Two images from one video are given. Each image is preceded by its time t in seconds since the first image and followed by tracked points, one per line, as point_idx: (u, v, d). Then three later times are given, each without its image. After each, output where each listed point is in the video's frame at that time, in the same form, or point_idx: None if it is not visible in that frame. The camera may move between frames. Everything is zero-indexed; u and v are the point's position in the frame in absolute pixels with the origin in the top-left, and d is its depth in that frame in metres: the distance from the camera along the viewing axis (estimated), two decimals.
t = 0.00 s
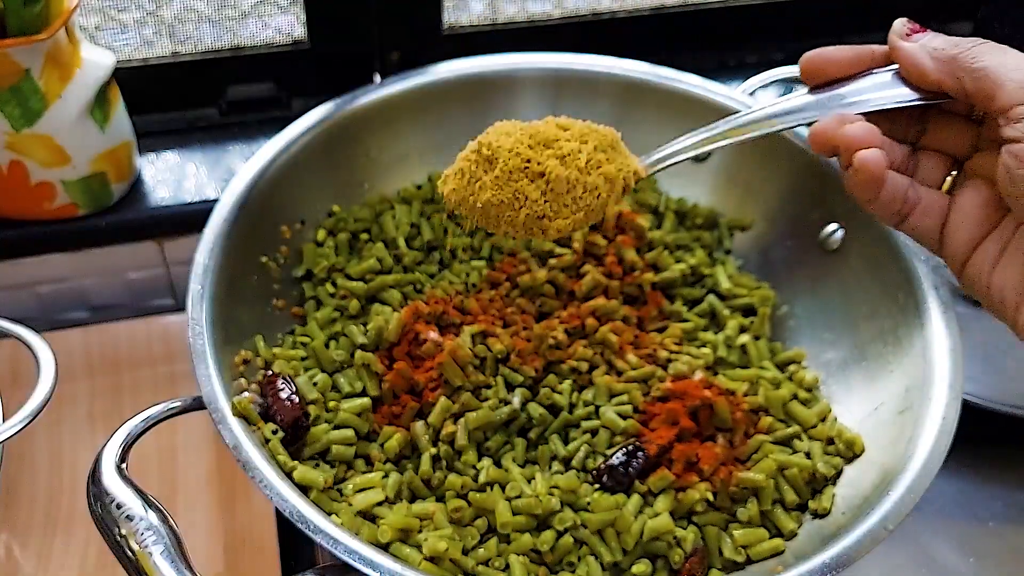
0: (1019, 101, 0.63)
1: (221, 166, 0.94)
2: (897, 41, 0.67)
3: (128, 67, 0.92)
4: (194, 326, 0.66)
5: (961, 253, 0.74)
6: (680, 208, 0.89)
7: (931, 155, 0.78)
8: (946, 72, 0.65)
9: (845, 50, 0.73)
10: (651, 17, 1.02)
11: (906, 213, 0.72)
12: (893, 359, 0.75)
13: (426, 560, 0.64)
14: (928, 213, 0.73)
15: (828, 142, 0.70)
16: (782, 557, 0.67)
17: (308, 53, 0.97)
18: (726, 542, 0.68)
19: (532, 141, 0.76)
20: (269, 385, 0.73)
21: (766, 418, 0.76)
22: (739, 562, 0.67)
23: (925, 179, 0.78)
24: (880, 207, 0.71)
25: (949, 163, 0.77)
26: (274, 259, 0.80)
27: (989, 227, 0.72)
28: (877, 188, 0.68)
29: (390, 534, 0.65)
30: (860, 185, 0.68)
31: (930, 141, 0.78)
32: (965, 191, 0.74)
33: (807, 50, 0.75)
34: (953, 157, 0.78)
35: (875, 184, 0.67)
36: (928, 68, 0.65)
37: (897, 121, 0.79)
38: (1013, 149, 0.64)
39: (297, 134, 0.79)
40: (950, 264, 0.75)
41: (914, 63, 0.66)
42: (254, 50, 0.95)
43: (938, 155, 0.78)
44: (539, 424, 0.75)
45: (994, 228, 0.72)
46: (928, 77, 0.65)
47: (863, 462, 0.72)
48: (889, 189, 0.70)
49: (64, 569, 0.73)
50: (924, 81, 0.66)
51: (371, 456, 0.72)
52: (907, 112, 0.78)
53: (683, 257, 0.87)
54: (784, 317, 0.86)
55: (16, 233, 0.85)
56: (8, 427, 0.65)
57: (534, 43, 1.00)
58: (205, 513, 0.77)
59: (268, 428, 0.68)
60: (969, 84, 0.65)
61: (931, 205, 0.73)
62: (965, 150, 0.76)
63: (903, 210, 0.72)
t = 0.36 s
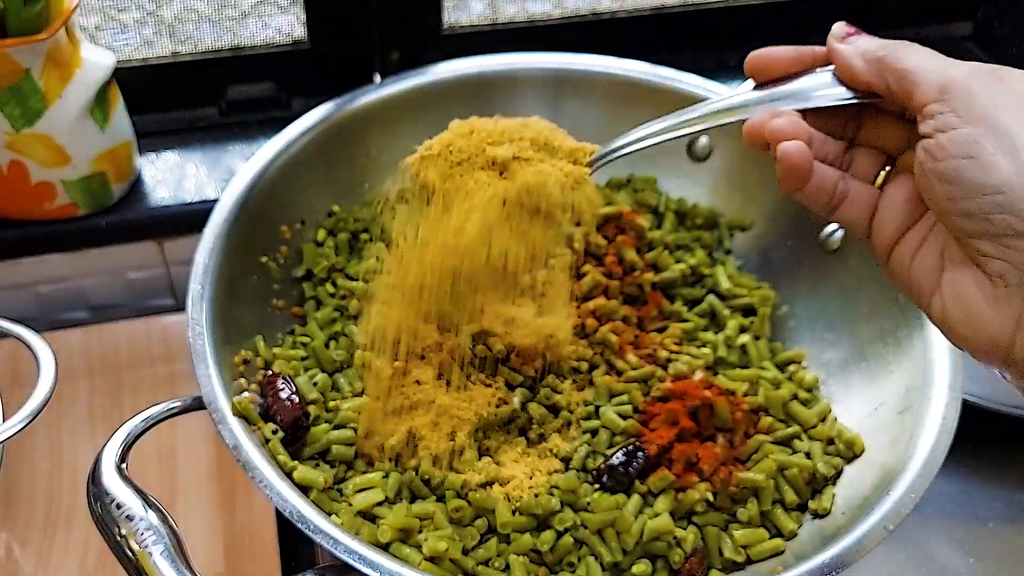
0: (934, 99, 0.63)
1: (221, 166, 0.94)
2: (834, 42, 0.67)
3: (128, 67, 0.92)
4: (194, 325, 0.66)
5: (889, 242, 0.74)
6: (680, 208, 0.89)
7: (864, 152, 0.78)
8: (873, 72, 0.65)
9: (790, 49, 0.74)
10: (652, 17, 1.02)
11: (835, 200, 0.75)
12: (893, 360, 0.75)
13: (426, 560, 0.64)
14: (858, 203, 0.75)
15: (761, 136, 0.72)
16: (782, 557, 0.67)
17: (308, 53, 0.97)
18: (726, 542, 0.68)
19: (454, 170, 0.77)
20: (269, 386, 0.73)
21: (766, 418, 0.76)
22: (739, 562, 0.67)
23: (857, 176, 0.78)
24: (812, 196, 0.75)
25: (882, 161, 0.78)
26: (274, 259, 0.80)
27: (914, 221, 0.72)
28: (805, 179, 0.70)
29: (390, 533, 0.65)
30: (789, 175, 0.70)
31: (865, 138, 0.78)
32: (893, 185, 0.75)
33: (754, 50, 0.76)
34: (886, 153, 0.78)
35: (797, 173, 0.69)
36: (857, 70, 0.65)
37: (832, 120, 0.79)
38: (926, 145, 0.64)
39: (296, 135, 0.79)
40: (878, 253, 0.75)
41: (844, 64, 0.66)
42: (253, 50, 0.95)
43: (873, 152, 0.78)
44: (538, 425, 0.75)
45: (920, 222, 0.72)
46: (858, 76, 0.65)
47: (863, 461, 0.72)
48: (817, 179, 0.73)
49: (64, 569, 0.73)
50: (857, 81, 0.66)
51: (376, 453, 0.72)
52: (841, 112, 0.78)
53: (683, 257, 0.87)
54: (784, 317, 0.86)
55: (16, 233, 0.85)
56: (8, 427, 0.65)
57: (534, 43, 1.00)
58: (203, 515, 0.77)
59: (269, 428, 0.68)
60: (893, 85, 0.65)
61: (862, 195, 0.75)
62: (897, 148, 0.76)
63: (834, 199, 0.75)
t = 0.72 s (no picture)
0: (900, 52, 0.64)
1: (221, 166, 0.94)
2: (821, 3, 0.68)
3: (129, 68, 0.92)
4: (194, 325, 0.66)
5: (860, 191, 0.77)
6: (680, 208, 0.89)
7: (846, 108, 0.82)
8: (853, 31, 0.66)
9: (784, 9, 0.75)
10: (651, 17, 1.03)
11: (814, 148, 0.77)
12: (893, 360, 0.75)
13: (426, 560, 0.64)
14: (835, 154, 0.78)
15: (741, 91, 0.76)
16: (783, 557, 0.67)
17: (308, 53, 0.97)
18: (726, 542, 0.68)
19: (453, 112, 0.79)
20: (269, 386, 0.73)
21: (766, 418, 0.76)
22: (739, 562, 0.67)
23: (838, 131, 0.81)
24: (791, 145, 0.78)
25: (862, 119, 0.81)
26: (274, 259, 0.80)
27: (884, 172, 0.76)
28: (780, 125, 0.73)
29: (389, 533, 0.65)
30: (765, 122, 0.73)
31: (850, 94, 0.81)
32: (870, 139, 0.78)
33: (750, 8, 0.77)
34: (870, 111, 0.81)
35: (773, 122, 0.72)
36: (839, 27, 0.66)
37: (820, 75, 0.82)
38: (889, 95, 0.65)
39: (296, 135, 0.79)
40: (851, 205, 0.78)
41: (826, 22, 0.67)
42: (254, 50, 0.95)
43: (855, 110, 0.81)
44: (538, 424, 0.75)
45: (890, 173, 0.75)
46: (840, 35, 0.66)
47: (863, 462, 0.72)
48: (794, 127, 0.76)
49: (63, 570, 0.73)
50: (838, 39, 0.67)
51: (377, 449, 0.72)
52: (827, 69, 0.81)
53: (683, 257, 0.87)
54: (785, 317, 0.86)
55: (16, 233, 0.85)
56: (8, 427, 0.65)
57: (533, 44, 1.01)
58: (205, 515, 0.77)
59: (269, 428, 0.68)
60: (870, 44, 0.66)
61: (839, 147, 0.78)
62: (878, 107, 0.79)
63: (811, 149, 0.78)
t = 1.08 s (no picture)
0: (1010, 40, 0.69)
1: (226, 168, 0.96)
2: None
3: (134, 71, 0.94)
4: (199, 324, 0.67)
5: (966, 181, 0.80)
6: (677, 210, 0.91)
7: (951, 97, 0.83)
8: (958, 23, 0.69)
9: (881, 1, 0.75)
10: (647, 21, 1.05)
11: (917, 143, 0.82)
12: (887, 360, 0.76)
13: (427, 555, 0.65)
14: (937, 145, 0.81)
15: (850, 80, 0.80)
16: (778, 553, 0.68)
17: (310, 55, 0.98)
18: (722, 538, 0.69)
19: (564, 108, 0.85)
20: (274, 385, 0.73)
21: (762, 416, 0.77)
22: (735, 558, 0.69)
23: (944, 120, 0.83)
24: (893, 137, 0.83)
25: (967, 107, 0.82)
26: (278, 260, 0.81)
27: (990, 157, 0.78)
28: (886, 116, 0.80)
29: (392, 530, 0.66)
30: (873, 115, 0.81)
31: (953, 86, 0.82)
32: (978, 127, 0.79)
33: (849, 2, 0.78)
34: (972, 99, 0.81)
35: (883, 114, 0.80)
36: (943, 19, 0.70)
37: (920, 65, 0.83)
38: (1001, 85, 0.70)
39: (301, 138, 0.80)
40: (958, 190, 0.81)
41: (929, 16, 0.71)
42: (257, 53, 0.97)
43: (957, 101, 0.83)
44: (538, 422, 0.76)
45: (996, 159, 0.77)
46: (944, 28, 0.70)
47: (857, 459, 0.73)
48: (900, 121, 0.81)
49: (70, 568, 0.74)
50: (941, 31, 0.70)
51: (379, 446, 0.73)
52: (929, 62, 0.82)
53: (681, 258, 0.88)
54: (779, 317, 0.87)
55: (21, 235, 0.86)
56: (14, 426, 0.66)
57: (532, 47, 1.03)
58: (209, 512, 0.78)
59: (274, 425, 0.69)
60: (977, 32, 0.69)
61: (942, 136, 0.81)
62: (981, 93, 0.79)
63: (913, 140, 0.82)
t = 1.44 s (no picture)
0: None
1: (226, 168, 0.96)
2: None
3: (134, 70, 0.94)
4: (199, 324, 0.67)
5: None
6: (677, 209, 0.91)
7: None
8: None
9: None
10: (647, 21, 1.05)
11: None
12: (887, 360, 0.76)
13: (427, 555, 0.65)
14: None
15: None
16: (777, 552, 0.68)
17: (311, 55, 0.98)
18: (723, 538, 0.69)
19: (684, 213, 0.84)
20: (274, 384, 0.74)
21: (762, 416, 0.77)
22: (735, 557, 0.69)
23: None
24: None
25: None
26: (278, 260, 0.81)
27: None
28: None
29: (392, 530, 0.66)
30: None
31: None
32: None
33: None
34: None
35: None
36: None
37: None
38: None
39: (301, 138, 0.80)
40: None
41: None
42: (257, 53, 0.97)
43: None
44: (539, 421, 0.76)
45: None
46: None
47: (857, 459, 0.73)
48: None
49: (70, 568, 0.74)
50: None
51: (379, 447, 0.73)
52: None
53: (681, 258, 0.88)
54: (779, 317, 0.88)
55: (21, 234, 0.86)
56: (14, 425, 0.66)
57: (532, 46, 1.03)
58: (209, 512, 0.78)
59: (274, 425, 0.69)
60: None
61: None
62: None
63: None
